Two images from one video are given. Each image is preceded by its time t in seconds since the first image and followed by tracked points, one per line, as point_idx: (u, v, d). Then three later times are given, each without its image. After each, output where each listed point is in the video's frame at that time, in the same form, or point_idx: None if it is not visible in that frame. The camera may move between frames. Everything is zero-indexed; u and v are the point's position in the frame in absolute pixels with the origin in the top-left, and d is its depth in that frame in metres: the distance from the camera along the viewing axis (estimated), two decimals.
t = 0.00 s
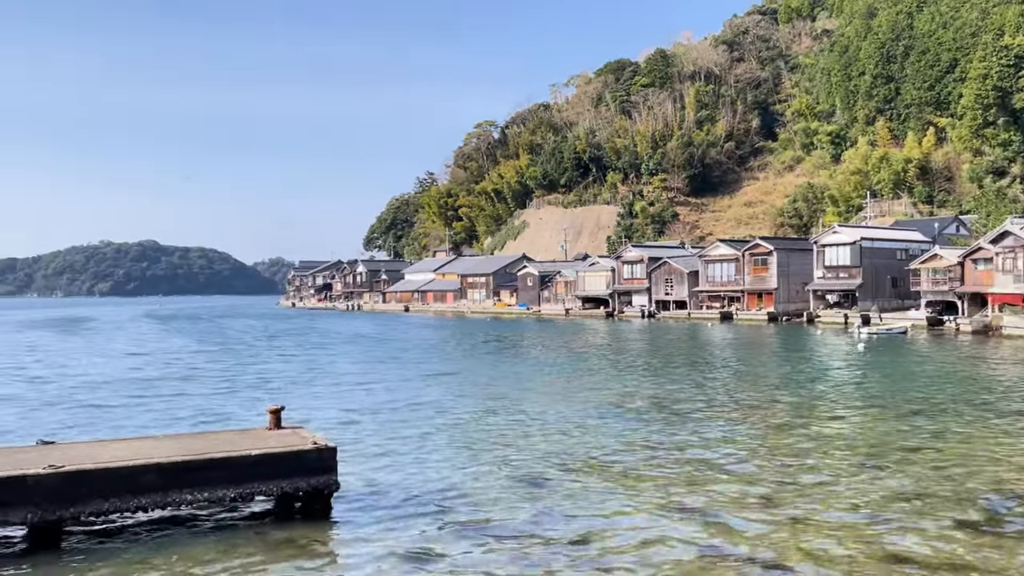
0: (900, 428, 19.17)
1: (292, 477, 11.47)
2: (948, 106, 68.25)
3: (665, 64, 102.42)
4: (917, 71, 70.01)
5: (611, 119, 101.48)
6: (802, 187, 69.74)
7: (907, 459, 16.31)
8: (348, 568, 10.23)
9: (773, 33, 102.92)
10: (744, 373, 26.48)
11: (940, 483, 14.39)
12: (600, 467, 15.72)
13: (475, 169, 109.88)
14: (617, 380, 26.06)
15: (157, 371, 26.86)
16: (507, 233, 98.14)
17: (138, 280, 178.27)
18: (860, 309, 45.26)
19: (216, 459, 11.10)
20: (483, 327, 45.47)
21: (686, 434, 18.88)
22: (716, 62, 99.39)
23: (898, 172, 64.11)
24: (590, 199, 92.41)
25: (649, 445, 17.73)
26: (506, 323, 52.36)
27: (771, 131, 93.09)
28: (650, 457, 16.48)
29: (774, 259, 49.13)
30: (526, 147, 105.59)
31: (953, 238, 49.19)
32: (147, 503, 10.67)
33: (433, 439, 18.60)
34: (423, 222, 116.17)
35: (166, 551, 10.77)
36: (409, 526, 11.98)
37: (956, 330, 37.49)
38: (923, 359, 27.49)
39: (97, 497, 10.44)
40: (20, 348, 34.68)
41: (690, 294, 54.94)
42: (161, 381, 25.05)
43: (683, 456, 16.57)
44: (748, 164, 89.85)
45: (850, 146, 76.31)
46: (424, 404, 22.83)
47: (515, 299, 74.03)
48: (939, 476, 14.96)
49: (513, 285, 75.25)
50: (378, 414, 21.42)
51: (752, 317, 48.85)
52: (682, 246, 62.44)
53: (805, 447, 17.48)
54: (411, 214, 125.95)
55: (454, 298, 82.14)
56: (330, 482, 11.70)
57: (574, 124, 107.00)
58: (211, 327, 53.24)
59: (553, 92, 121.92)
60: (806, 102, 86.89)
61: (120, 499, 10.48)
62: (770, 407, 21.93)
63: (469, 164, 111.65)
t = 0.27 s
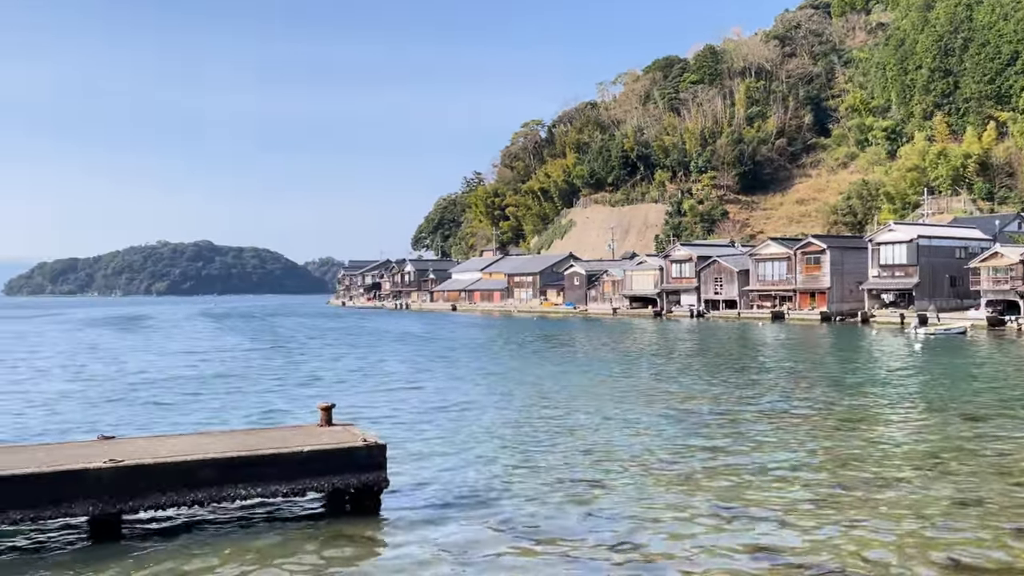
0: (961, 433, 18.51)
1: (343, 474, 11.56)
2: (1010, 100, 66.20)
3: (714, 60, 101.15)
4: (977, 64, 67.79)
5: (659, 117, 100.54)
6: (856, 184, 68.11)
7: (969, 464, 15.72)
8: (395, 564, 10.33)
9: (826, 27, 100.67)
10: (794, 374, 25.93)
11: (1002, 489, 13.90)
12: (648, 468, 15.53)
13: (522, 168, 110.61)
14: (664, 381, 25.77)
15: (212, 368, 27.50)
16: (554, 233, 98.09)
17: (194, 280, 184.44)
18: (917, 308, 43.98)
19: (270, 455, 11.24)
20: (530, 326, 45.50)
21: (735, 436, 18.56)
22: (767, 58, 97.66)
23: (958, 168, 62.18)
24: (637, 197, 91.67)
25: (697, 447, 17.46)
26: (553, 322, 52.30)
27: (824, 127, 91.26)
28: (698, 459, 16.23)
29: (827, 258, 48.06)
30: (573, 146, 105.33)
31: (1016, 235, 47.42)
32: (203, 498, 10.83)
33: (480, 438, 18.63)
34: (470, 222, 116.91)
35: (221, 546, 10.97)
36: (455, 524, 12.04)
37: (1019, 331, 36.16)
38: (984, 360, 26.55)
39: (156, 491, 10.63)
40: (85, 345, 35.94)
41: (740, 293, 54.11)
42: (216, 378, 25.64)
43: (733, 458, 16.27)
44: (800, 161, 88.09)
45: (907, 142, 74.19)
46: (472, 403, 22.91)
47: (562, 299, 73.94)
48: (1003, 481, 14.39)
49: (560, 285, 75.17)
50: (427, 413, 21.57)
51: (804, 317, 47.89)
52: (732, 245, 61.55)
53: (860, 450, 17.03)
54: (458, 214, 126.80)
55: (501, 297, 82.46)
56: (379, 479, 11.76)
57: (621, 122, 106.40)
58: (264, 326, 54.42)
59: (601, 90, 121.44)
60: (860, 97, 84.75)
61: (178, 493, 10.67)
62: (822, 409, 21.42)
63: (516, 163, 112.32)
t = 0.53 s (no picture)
0: None
1: (394, 471, 11.58)
2: None
3: (767, 55, 99.49)
4: None
5: (709, 113, 99.32)
6: (914, 180, 66.29)
7: None
8: (448, 563, 10.33)
9: (883, 20, 98.04)
10: (850, 375, 25.30)
11: None
12: (700, 470, 15.30)
13: (570, 167, 110.74)
14: (715, 381, 25.40)
15: (267, 366, 28.08)
16: (603, 232, 97.74)
17: (249, 280, 189.38)
18: (980, 308, 42.52)
19: (322, 451, 11.32)
20: (579, 325, 45.41)
21: (790, 438, 18.17)
22: (821, 52, 95.59)
23: None
24: (687, 195, 90.72)
25: (750, 448, 17.14)
26: (602, 322, 52.14)
27: (881, 122, 89.07)
28: (750, 461, 15.94)
29: (884, 256, 46.82)
30: (621, 144, 104.69)
31: None
32: (259, 493, 10.98)
33: (530, 438, 18.56)
34: (518, 221, 117.38)
35: (275, 542, 11.10)
36: (506, 525, 12.00)
37: None
38: None
39: (213, 486, 10.80)
40: (148, 342, 37.07)
41: (793, 293, 53.10)
42: (271, 376, 26.13)
43: (786, 460, 15.93)
44: (855, 157, 86.05)
45: (969, 137, 71.76)
46: (521, 402, 22.86)
47: (610, 298, 73.62)
48: None
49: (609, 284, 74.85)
50: (477, 412, 21.59)
51: (860, 317, 46.74)
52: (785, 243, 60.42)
53: (921, 453, 16.50)
54: (506, 213, 127.28)
55: (549, 297, 82.53)
56: (430, 476, 11.76)
57: (670, 119, 105.45)
58: (317, 325, 55.42)
59: (650, 87, 120.49)
60: (919, 90, 82.28)
61: (235, 488, 10.83)
62: (880, 411, 20.84)
63: (564, 162, 112.53)
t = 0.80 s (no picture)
0: None
1: (454, 468, 11.62)
2: None
3: (831, 48, 97.17)
4: None
5: (771, 108, 97.50)
6: (989, 174, 63.85)
7: None
8: (512, 561, 10.29)
9: (955, 9, 94.58)
10: (920, 376, 24.44)
11: None
12: (762, 471, 14.96)
13: (628, 164, 110.49)
14: (776, 381, 24.85)
15: (328, 363, 28.60)
16: (661, 229, 96.91)
17: (310, 280, 194.09)
18: None
19: (385, 447, 11.43)
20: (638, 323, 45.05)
21: (857, 440, 17.63)
22: (888, 44, 92.82)
23: None
24: (748, 192, 89.24)
25: (815, 450, 16.68)
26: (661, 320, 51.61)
27: (951, 115, 86.23)
28: (814, 463, 15.51)
29: (955, 253, 45.12)
30: (680, 141, 103.41)
31: None
32: (322, 488, 11.13)
33: (590, 438, 18.44)
34: (575, 219, 117.45)
35: (339, 539, 11.24)
36: (568, 523, 11.91)
37: None
38: None
39: (279, 480, 10.99)
40: (216, 339, 38.19)
41: (858, 291, 51.66)
42: (332, 373, 26.54)
43: (852, 463, 15.46)
44: (925, 151, 83.39)
45: None
46: (579, 402, 22.69)
47: (669, 296, 72.90)
48: None
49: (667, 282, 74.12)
50: (535, 412, 21.51)
51: (930, 316, 45.17)
52: (849, 240, 58.83)
53: (998, 456, 15.80)
54: (563, 212, 127.35)
55: (606, 295, 82.19)
56: (489, 474, 11.77)
57: (731, 115, 103.92)
58: (378, 323, 56.31)
59: (710, 83, 118.86)
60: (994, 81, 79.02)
61: (300, 482, 10.99)
62: (954, 413, 20.04)
63: (622, 159, 112.45)
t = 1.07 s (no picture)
0: None
1: (508, 466, 11.63)
2: None
3: (893, 40, 94.46)
4: None
5: (830, 103, 95.39)
6: None
7: None
8: (568, 559, 10.36)
9: None
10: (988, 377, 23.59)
11: None
12: (823, 474, 14.63)
13: (682, 161, 109.61)
14: (836, 382, 24.29)
15: (384, 361, 29.00)
16: (717, 227, 95.76)
17: (365, 279, 196.84)
18: None
19: (440, 444, 11.52)
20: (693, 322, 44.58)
21: (923, 442, 17.10)
22: (953, 35, 89.92)
23: None
24: (807, 188, 87.41)
25: (878, 453, 16.25)
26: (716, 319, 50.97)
27: (1021, 107, 83.22)
28: (877, 466, 15.10)
29: None
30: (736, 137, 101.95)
31: None
32: (379, 483, 11.26)
33: (646, 438, 18.33)
34: (628, 218, 116.97)
35: (397, 536, 11.38)
36: (624, 522, 11.91)
37: None
38: None
39: (337, 476, 11.17)
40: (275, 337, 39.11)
41: (922, 289, 50.18)
42: (387, 371, 26.93)
43: (918, 466, 15.00)
44: (993, 145, 80.49)
45: None
46: (635, 402, 22.56)
47: (725, 295, 71.98)
48: None
49: (723, 280, 73.18)
50: (590, 411, 21.47)
51: (998, 315, 43.60)
52: (913, 237, 57.16)
53: None
54: (616, 209, 126.93)
55: (660, 293, 81.61)
56: (543, 472, 11.75)
57: (788, 110, 101.96)
58: (433, 322, 56.94)
59: (767, 78, 116.85)
60: None
61: (357, 478, 11.14)
62: None
63: (675, 156, 111.72)
